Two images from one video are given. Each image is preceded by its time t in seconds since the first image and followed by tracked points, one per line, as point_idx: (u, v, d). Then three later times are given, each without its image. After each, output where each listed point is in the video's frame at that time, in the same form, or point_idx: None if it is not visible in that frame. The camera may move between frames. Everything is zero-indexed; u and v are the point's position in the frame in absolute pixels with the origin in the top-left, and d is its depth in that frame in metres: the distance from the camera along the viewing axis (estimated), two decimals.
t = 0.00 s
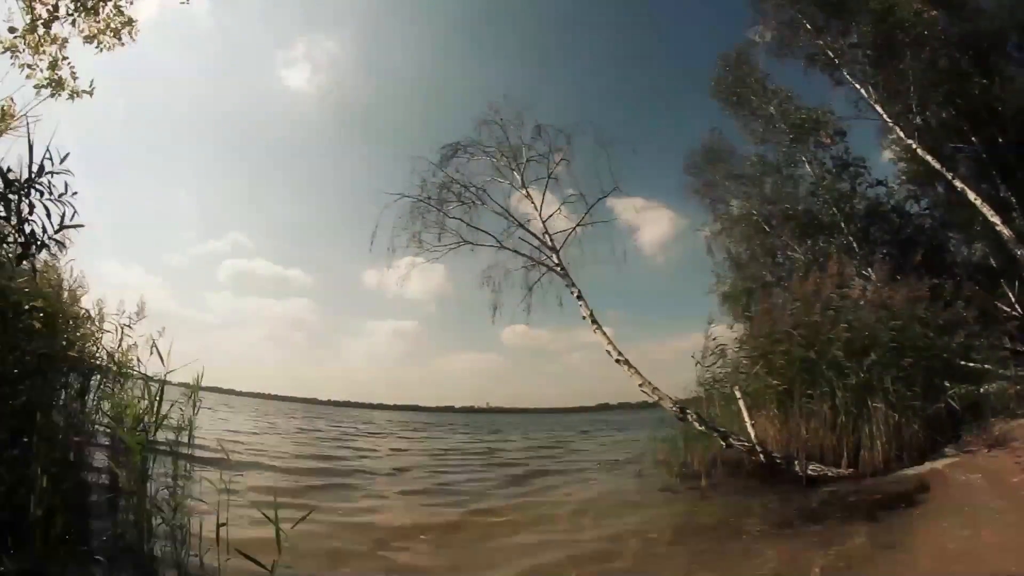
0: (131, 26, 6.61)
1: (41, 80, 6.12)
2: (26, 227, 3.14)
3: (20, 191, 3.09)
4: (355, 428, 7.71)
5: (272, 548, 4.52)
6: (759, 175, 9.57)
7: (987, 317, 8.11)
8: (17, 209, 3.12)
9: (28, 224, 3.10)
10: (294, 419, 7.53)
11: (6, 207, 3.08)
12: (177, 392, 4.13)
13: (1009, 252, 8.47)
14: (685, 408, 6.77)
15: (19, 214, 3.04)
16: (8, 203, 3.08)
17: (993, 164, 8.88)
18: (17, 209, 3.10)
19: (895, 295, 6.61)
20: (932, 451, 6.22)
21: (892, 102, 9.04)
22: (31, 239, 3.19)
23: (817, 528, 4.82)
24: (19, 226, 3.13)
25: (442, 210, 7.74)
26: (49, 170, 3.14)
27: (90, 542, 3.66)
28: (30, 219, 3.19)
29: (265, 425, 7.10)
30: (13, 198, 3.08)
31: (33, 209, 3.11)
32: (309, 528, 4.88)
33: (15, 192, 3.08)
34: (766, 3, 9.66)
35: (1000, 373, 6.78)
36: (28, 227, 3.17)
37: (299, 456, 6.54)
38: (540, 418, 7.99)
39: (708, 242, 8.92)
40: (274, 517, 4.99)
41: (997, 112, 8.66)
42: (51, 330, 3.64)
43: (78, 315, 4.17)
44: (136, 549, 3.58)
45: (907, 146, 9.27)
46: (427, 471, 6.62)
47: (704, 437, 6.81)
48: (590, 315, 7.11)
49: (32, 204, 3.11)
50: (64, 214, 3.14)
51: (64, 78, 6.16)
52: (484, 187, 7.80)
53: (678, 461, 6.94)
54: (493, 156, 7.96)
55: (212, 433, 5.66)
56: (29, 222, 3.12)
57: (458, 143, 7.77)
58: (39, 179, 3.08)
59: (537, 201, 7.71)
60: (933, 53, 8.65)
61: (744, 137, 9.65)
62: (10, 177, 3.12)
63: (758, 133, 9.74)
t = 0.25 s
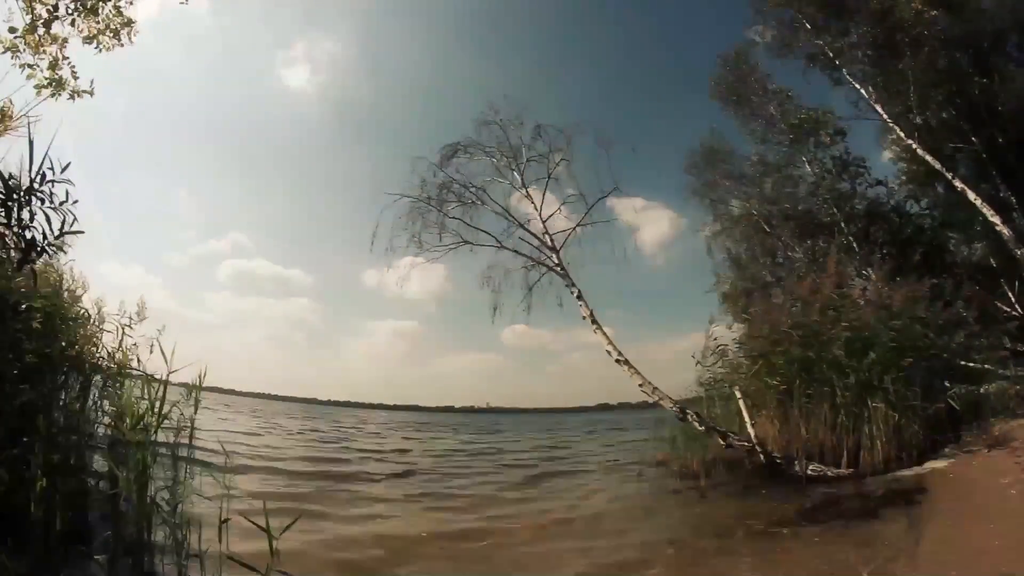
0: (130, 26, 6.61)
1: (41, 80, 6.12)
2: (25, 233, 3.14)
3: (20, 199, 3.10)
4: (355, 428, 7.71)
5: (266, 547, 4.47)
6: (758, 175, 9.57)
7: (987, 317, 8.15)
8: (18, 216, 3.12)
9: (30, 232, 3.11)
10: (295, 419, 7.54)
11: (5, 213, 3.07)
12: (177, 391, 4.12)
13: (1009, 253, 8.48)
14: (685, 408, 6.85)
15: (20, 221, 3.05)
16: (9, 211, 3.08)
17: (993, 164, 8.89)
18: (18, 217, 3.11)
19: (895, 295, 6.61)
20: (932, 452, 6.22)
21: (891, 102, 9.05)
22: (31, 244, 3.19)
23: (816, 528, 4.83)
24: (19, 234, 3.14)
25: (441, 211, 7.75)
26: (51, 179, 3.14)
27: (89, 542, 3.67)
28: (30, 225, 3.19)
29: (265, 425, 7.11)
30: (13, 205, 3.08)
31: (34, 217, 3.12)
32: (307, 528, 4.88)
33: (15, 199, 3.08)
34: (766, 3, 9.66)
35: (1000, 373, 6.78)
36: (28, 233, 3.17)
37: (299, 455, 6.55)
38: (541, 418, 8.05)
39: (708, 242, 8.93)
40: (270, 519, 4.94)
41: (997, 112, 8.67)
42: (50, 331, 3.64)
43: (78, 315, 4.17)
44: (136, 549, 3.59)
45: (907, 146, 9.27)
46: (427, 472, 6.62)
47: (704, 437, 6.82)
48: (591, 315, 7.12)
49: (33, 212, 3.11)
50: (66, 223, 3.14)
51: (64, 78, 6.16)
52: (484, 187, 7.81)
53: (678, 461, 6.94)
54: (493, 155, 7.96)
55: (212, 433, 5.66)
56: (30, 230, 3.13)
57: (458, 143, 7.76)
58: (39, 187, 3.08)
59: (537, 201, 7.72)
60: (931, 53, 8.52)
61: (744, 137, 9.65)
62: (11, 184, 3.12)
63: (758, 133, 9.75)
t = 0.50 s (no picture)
0: (130, 27, 6.61)
1: (41, 81, 6.12)
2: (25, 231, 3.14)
3: (20, 197, 3.10)
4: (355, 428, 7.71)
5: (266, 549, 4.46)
6: (758, 175, 9.57)
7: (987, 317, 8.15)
8: (17, 213, 3.12)
9: (29, 228, 3.11)
10: (294, 419, 7.53)
11: (4, 212, 3.08)
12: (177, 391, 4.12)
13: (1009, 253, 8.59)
14: (685, 408, 6.84)
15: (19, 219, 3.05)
16: (8, 208, 3.08)
17: (993, 164, 8.88)
18: (17, 215, 3.11)
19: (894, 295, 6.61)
20: (932, 452, 6.22)
21: (891, 102, 9.05)
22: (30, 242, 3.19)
23: (816, 528, 4.83)
24: (19, 231, 3.14)
25: (441, 211, 7.75)
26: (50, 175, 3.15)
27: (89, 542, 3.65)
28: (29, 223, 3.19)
29: (265, 425, 7.11)
30: (12, 203, 3.08)
31: (33, 213, 3.12)
32: (308, 527, 4.89)
33: (14, 198, 3.08)
34: (766, 3, 9.66)
35: (999, 373, 6.77)
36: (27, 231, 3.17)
37: (299, 456, 6.55)
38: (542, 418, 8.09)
39: (708, 242, 8.93)
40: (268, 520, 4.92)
41: (997, 113, 8.66)
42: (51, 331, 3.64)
43: (78, 315, 4.17)
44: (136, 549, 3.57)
45: (907, 146, 9.26)
46: (427, 472, 6.62)
47: (704, 437, 6.81)
48: (591, 315, 7.12)
49: (32, 209, 3.11)
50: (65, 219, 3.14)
51: (64, 78, 6.16)
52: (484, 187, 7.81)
53: (678, 461, 6.93)
54: (493, 156, 7.96)
55: (212, 433, 5.66)
56: (30, 226, 3.13)
57: (458, 143, 7.77)
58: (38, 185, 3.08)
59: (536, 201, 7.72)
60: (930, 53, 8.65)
61: (744, 137, 9.65)
62: (10, 182, 3.12)
63: (758, 133, 9.75)
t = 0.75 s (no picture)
0: (129, 27, 6.61)
1: (41, 81, 6.12)
2: (24, 228, 3.14)
3: (20, 195, 3.10)
4: (355, 428, 7.71)
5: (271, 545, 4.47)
6: (758, 175, 9.57)
7: (987, 317, 8.11)
8: (16, 212, 3.12)
9: (29, 227, 3.11)
10: (294, 420, 7.52)
11: (3, 209, 3.07)
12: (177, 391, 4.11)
13: (1009, 253, 8.42)
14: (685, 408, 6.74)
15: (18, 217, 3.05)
16: (8, 206, 3.08)
17: (993, 164, 8.87)
18: (17, 213, 3.11)
19: (894, 295, 6.61)
20: (932, 451, 6.23)
21: (891, 102, 9.05)
22: (30, 239, 3.18)
23: (816, 528, 4.82)
24: (18, 229, 3.14)
25: (441, 211, 7.75)
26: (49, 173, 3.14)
27: (89, 542, 3.65)
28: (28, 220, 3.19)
29: (265, 425, 7.11)
30: (12, 201, 3.08)
31: (32, 212, 3.12)
32: (308, 527, 4.87)
33: (13, 195, 3.08)
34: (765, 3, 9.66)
35: (999, 373, 6.75)
36: (27, 228, 3.16)
37: (299, 456, 6.54)
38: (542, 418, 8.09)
39: (708, 242, 8.92)
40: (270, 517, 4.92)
41: (998, 112, 8.65)
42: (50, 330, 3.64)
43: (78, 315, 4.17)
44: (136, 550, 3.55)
45: (906, 146, 9.27)
46: (426, 472, 6.61)
47: (704, 437, 6.79)
48: (591, 315, 7.12)
49: (32, 207, 3.11)
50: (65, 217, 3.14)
51: (64, 78, 6.16)
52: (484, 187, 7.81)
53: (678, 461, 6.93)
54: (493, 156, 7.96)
55: (211, 434, 5.65)
56: (30, 225, 3.13)
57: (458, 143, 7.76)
58: (38, 182, 3.08)
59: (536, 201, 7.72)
60: (931, 52, 8.55)
61: (744, 137, 9.65)
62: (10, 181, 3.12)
63: (758, 133, 9.74)
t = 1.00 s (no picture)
0: (130, 27, 6.62)
1: (41, 81, 6.12)
2: (25, 230, 3.15)
3: (21, 198, 3.11)
4: (355, 428, 7.72)
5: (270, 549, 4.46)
6: (758, 175, 9.57)
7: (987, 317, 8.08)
8: (17, 214, 3.12)
9: (30, 229, 3.11)
10: (294, 420, 7.53)
11: (5, 211, 3.08)
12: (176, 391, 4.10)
13: (1008, 253, 8.42)
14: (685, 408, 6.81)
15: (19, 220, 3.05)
16: (9, 209, 3.09)
17: (993, 164, 8.86)
18: (18, 215, 3.11)
19: (894, 295, 6.62)
20: (932, 451, 6.22)
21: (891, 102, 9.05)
22: (31, 241, 3.19)
23: (816, 529, 4.82)
24: (19, 231, 3.14)
25: (441, 211, 7.74)
26: (51, 176, 3.15)
27: (89, 542, 3.65)
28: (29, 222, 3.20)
29: (266, 425, 7.12)
30: (13, 204, 3.09)
31: (33, 214, 3.12)
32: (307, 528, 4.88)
33: (15, 197, 3.09)
34: (765, 3, 9.67)
35: (1000, 373, 6.74)
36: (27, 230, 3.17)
37: (299, 456, 6.55)
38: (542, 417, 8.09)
39: (708, 242, 8.92)
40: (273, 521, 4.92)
41: (998, 112, 8.61)
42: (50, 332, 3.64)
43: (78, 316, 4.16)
44: (136, 550, 3.55)
45: (906, 146, 9.27)
46: (426, 472, 6.62)
47: (704, 437, 6.81)
48: (591, 315, 7.13)
49: (33, 210, 3.12)
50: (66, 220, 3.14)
51: (64, 78, 6.16)
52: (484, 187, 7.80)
53: (678, 461, 6.93)
54: (492, 156, 7.96)
55: (211, 433, 5.65)
56: (31, 227, 3.13)
57: (458, 143, 7.75)
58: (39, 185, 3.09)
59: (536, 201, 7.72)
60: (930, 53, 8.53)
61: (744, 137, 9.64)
62: (12, 183, 3.13)
63: (758, 133, 9.74)
